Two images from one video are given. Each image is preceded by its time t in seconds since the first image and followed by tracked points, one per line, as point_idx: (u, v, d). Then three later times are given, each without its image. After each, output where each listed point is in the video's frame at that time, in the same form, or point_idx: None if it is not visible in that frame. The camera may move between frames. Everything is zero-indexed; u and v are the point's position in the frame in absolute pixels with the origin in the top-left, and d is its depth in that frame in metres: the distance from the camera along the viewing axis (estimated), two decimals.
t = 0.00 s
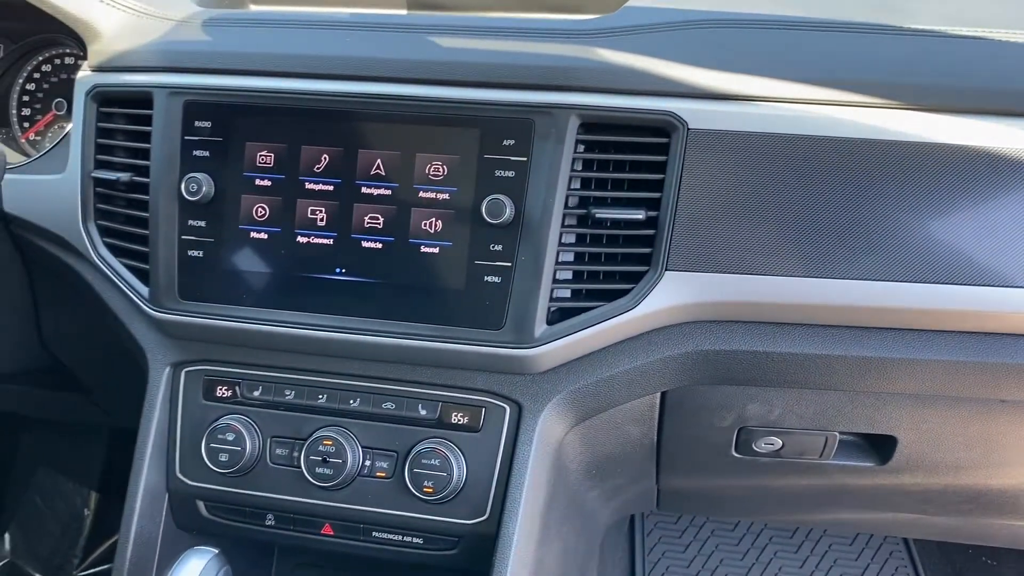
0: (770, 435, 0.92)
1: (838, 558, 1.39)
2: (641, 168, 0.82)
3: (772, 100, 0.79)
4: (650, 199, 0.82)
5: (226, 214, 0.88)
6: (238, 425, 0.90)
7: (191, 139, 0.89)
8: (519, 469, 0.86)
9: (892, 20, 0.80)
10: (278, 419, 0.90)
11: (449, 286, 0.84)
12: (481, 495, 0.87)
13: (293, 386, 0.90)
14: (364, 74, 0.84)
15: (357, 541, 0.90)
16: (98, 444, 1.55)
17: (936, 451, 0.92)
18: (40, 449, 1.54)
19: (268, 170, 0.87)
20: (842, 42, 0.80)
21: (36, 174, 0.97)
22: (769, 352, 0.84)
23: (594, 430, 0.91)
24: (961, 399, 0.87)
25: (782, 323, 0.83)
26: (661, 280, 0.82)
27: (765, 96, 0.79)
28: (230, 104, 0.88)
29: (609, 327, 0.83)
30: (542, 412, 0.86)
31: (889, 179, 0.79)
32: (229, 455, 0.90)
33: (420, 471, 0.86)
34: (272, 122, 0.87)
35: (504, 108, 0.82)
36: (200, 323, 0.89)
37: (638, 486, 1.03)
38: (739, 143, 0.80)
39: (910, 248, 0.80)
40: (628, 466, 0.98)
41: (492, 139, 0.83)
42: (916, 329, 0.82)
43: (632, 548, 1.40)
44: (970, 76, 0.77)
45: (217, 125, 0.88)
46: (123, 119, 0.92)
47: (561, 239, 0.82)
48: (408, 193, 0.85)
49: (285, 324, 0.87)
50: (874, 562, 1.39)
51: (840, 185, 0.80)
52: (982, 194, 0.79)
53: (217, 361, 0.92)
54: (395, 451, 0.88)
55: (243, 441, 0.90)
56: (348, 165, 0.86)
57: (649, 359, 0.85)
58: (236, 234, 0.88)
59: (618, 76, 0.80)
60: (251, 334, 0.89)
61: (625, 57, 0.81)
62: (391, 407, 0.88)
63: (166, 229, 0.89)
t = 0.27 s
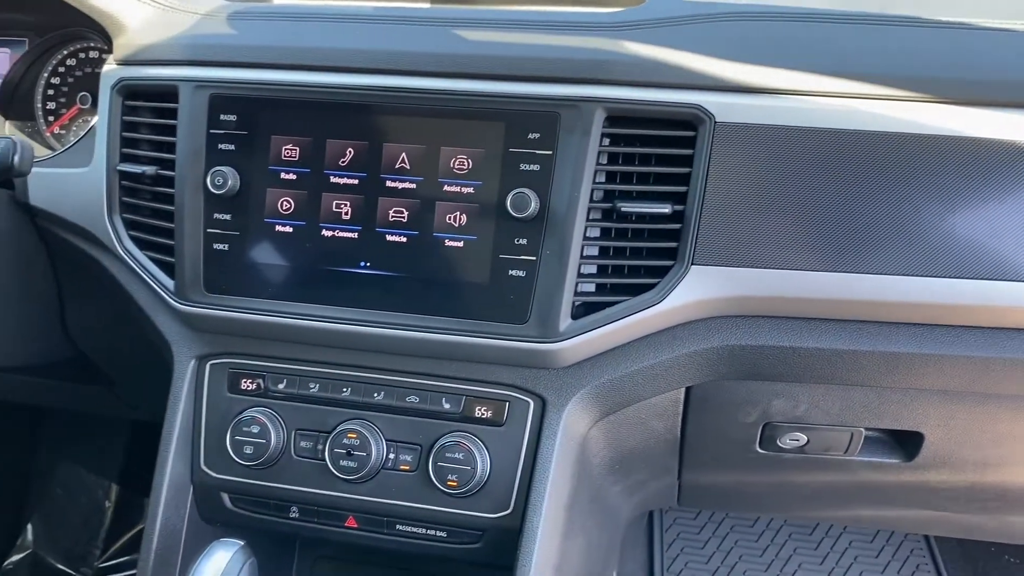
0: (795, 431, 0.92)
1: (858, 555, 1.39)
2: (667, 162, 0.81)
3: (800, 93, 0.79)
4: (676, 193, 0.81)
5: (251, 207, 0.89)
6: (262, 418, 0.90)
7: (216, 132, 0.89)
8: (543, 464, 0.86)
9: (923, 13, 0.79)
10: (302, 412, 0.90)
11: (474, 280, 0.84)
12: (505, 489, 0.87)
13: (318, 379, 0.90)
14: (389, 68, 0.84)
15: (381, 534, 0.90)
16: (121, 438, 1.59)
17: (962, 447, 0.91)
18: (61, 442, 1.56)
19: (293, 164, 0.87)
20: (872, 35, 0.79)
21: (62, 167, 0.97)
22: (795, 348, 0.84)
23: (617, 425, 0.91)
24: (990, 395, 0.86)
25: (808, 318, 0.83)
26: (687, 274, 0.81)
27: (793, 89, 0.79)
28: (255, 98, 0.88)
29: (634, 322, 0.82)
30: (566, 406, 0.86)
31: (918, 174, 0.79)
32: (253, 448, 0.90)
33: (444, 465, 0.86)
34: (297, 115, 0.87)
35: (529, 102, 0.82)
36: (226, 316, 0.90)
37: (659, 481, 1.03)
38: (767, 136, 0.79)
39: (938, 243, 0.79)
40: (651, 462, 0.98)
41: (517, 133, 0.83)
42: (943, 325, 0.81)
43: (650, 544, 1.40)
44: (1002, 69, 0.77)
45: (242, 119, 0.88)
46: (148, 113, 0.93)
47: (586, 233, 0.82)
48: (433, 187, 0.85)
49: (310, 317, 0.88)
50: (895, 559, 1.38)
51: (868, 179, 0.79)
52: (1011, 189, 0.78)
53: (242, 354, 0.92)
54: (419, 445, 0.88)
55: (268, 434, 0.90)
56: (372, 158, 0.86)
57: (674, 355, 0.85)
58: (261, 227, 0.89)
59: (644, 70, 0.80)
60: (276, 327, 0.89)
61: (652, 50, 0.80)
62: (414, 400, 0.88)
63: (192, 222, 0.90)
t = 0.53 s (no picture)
0: (820, 427, 0.91)
1: (879, 552, 1.38)
2: (693, 154, 0.81)
3: (828, 85, 0.78)
4: (702, 186, 0.81)
5: (274, 200, 0.88)
6: (285, 411, 0.90)
7: (239, 125, 0.89)
8: (567, 458, 0.85)
9: (955, 3, 0.78)
10: (324, 406, 0.90)
11: (497, 274, 0.84)
12: (527, 484, 0.86)
13: (340, 372, 0.90)
14: (412, 60, 0.84)
15: (403, 528, 0.90)
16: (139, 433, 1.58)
17: (990, 444, 0.90)
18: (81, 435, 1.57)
19: (316, 157, 0.87)
20: (903, 25, 0.78)
21: (84, 160, 0.97)
22: (821, 342, 0.83)
23: (641, 420, 0.90)
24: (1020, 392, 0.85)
25: (834, 312, 0.82)
26: (713, 268, 0.81)
27: (821, 81, 0.78)
28: (278, 91, 0.88)
29: (659, 316, 0.82)
30: (589, 401, 0.85)
31: (947, 167, 0.78)
32: (276, 441, 0.90)
33: (466, 459, 0.86)
34: (319, 108, 0.87)
35: (553, 94, 0.81)
36: (248, 309, 0.90)
37: (681, 477, 1.03)
38: (794, 129, 0.78)
39: (966, 237, 0.79)
40: (673, 457, 0.98)
41: (541, 125, 0.82)
42: (969, 319, 0.81)
43: (669, 539, 1.39)
44: None
45: (265, 112, 0.88)
46: (170, 105, 0.93)
47: (610, 227, 0.81)
48: (456, 180, 0.84)
49: (333, 310, 0.87)
50: (916, 557, 1.37)
51: (896, 172, 0.78)
52: None
53: (265, 348, 0.92)
54: (441, 439, 0.88)
55: (291, 427, 0.90)
56: (395, 151, 0.85)
57: (699, 350, 0.84)
58: (284, 220, 0.88)
59: (670, 61, 0.79)
60: (299, 320, 0.89)
61: (678, 42, 0.80)
62: (437, 394, 0.88)
63: (215, 215, 0.90)
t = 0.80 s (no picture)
0: (844, 423, 0.90)
1: (899, 549, 1.36)
2: (716, 147, 0.80)
3: (855, 76, 0.76)
4: (725, 178, 0.80)
5: (294, 193, 0.88)
6: (304, 404, 0.90)
7: (258, 118, 0.88)
8: (588, 454, 0.84)
9: None
10: (344, 399, 0.90)
11: (518, 267, 0.83)
12: (548, 479, 0.86)
13: (360, 366, 0.90)
14: (433, 52, 0.83)
15: (423, 523, 0.90)
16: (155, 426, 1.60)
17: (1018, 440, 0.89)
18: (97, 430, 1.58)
19: (335, 150, 0.87)
20: (932, 15, 0.76)
21: (104, 152, 0.97)
22: (845, 337, 0.82)
23: (662, 415, 0.90)
24: None
25: (859, 307, 0.81)
26: (737, 262, 0.80)
27: (848, 72, 0.77)
28: (298, 82, 0.87)
29: (682, 310, 0.81)
30: (610, 396, 0.85)
31: (976, 159, 0.77)
32: (295, 434, 0.90)
33: (487, 453, 0.86)
34: (339, 100, 0.86)
35: (575, 86, 0.81)
36: (268, 302, 0.89)
37: (701, 473, 1.02)
38: (820, 120, 0.77)
39: (994, 231, 0.77)
40: (694, 453, 0.97)
41: (563, 117, 0.81)
42: (997, 314, 0.80)
43: (686, 535, 1.38)
44: None
45: (285, 104, 0.88)
46: (189, 98, 0.92)
47: (632, 220, 0.81)
48: (477, 172, 0.84)
49: (353, 304, 0.87)
50: (936, 555, 1.36)
51: (924, 165, 0.77)
52: None
53: (284, 341, 0.92)
54: (461, 433, 0.87)
55: (310, 420, 0.90)
56: (416, 144, 0.85)
57: (722, 345, 0.83)
58: (303, 213, 0.88)
59: (694, 52, 0.78)
60: (318, 314, 0.88)
61: (702, 32, 0.79)
62: (457, 388, 0.87)
63: (234, 207, 0.89)
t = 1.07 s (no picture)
0: (869, 418, 0.90)
1: (919, 546, 1.35)
2: (741, 140, 0.79)
3: (883, 68, 0.76)
4: (751, 171, 0.79)
5: (316, 186, 0.88)
6: (326, 398, 0.90)
7: (281, 111, 0.88)
8: (611, 448, 0.84)
9: None
10: (366, 393, 0.90)
11: (541, 261, 0.83)
12: (570, 474, 0.85)
13: (382, 359, 0.90)
14: (456, 44, 0.83)
15: (445, 517, 0.90)
16: (173, 419, 1.61)
17: None
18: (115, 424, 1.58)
19: (358, 143, 0.87)
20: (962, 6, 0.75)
21: (126, 146, 0.97)
22: (871, 332, 0.81)
23: (684, 410, 0.89)
24: None
25: (885, 302, 0.80)
26: (763, 255, 0.80)
27: (876, 64, 0.76)
28: (320, 76, 0.87)
29: (707, 304, 0.80)
30: (634, 390, 0.84)
31: (1005, 152, 0.76)
32: (317, 428, 0.90)
33: (509, 448, 0.85)
34: (361, 93, 0.86)
35: (599, 79, 0.80)
36: (291, 296, 0.90)
37: (722, 468, 1.01)
38: (847, 113, 0.77)
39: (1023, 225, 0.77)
40: (715, 448, 0.96)
41: (587, 110, 0.81)
42: None
43: (703, 531, 1.38)
44: None
45: (308, 98, 0.88)
46: (211, 91, 0.92)
47: (656, 213, 0.80)
48: (500, 165, 0.83)
49: (375, 297, 0.87)
50: (956, 552, 1.35)
51: (953, 158, 0.77)
52: None
53: (306, 334, 0.92)
54: (483, 427, 0.87)
55: (332, 414, 0.89)
56: (438, 137, 0.85)
57: (747, 339, 0.83)
58: (326, 207, 0.88)
59: (720, 44, 0.78)
60: (340, 307, 0.89)
61: (728, 24, 0.78)
62: (479, 382, 0.87)
63: (256, 201, 0.90)
